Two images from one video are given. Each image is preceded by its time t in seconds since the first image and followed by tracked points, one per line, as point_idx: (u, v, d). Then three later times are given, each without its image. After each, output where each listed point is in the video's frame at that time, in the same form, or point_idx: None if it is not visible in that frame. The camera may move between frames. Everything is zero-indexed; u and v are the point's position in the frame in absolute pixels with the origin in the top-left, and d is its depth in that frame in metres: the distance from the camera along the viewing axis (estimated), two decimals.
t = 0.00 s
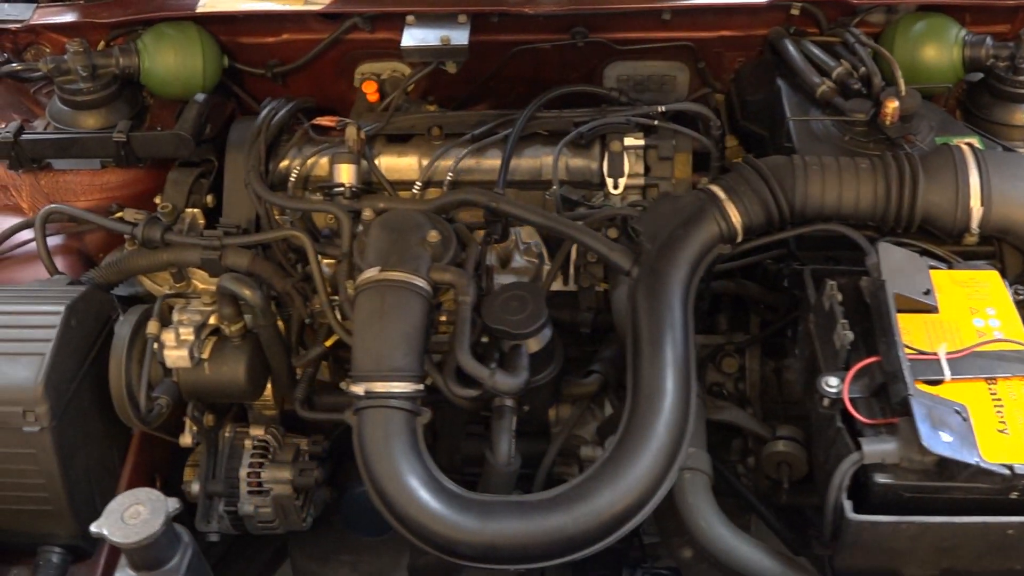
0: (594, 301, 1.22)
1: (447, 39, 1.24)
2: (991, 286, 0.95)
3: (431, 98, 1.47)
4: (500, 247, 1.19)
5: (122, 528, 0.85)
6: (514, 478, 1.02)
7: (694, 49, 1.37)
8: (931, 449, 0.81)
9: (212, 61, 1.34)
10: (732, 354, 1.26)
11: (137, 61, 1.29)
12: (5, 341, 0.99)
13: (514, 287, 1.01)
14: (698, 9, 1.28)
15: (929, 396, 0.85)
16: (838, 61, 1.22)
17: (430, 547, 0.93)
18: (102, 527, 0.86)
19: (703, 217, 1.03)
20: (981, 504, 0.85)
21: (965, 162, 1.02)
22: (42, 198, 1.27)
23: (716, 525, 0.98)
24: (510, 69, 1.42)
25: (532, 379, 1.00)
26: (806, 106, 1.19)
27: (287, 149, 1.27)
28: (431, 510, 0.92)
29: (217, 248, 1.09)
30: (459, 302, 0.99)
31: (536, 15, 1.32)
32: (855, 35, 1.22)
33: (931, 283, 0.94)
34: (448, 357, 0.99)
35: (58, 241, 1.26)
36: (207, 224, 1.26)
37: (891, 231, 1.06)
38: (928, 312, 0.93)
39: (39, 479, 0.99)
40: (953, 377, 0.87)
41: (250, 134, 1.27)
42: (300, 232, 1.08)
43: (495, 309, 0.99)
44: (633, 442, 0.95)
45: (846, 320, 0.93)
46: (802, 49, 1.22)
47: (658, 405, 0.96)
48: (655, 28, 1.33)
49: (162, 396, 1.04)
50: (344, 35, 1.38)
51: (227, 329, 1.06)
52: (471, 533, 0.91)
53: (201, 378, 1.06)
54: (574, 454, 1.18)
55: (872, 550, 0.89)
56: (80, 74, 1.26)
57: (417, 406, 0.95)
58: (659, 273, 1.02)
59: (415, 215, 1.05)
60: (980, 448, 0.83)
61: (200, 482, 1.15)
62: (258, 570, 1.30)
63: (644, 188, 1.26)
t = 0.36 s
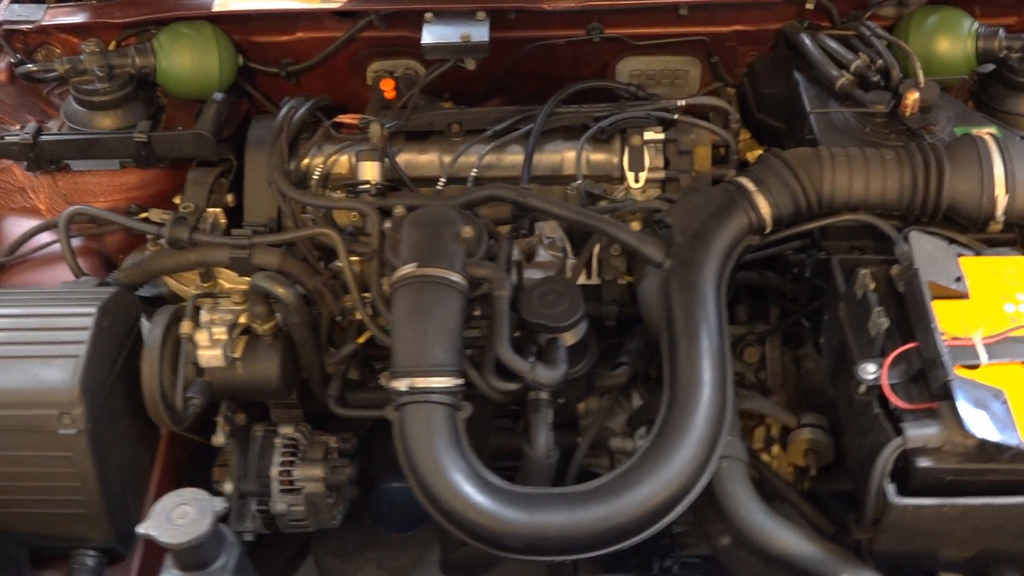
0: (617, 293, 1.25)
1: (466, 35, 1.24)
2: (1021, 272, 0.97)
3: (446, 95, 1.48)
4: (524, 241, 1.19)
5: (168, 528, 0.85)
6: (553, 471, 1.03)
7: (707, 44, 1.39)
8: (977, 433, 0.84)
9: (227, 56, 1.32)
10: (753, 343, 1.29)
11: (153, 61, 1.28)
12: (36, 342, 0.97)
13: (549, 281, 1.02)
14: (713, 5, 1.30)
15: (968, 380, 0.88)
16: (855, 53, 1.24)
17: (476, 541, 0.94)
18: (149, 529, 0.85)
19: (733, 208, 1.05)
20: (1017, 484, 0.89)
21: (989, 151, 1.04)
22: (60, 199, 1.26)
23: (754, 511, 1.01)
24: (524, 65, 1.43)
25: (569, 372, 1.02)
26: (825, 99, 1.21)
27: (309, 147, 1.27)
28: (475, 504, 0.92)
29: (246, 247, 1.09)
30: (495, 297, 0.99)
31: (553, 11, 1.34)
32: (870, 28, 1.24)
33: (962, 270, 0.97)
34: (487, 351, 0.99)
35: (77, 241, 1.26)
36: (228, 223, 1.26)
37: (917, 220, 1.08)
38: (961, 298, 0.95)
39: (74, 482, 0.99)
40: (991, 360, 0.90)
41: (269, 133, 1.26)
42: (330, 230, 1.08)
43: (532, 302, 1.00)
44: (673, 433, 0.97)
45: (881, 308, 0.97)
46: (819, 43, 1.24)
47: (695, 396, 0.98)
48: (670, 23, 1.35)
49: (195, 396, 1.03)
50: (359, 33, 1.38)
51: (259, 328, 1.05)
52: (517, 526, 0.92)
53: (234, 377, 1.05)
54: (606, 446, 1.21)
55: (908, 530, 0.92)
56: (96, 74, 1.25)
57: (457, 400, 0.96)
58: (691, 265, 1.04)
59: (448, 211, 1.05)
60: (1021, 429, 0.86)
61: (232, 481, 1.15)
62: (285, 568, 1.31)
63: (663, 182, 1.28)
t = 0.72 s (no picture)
0: (632, 283, 1.27)
1: (482, 29, 1.25)
2: None
3: (454, 90, 1.49)
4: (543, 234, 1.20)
5: (217, 519, 0.85)
6: (586, 458, 1.05)
7: (712, 37, 1.42)
8: (1011, 407, 0.90)
9: (239, 56, 1.32)
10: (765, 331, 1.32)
11: (166, 59, 1.28)
12: (70, 341, 0.98)
13: (581, 269, 1.03)
14: None
15: (995, 355, 0.92)
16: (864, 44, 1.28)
17: (519, 528, 0.95)
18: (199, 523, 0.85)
19: (757, 195, 1.07)
20: None
21: (1002, 136, 1.08)
22: (74, 199, 1.25)
23: (786, 492, 1.03)
24: (531, 59, 1.44)
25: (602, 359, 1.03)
26: (835, 88, 1.25)
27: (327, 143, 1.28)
28: (518, 491, 0.93)
29: (272, 242, 1.09)
30: (529, 286, 1.00)
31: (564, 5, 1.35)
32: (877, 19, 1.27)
33: (981, 252, 1.01)
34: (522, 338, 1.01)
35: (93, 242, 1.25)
36: (245, 220, 1.25)
37: (932, 203, 1.12)
38: (981, 278, 1.00)
39: (110, 482, 0.98)
40: (1014, 336, 0.94)
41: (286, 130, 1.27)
42: (356, 224, 1.08)
43: (565, 289, 1.01)
44: (708, 416, 0.98)
45: (907, 289, 0.99)
46: (827, 34, 1.28)
47: (728, 379, 0.99)
48: (679, 16, 1.37)
49: (228, 393, 1.03)
50: (368, 30, 1.38)
51: (289, 323, 1.05)
52: (560, 512, 0.93)
53: (265, 372, 1.05)
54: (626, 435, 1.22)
55: (937, 504, 0.96)
56: (110, 73, 1.24)
57: (496, 387, 0.97)
58: (718, 251, 1.06)
59: (477, 203, 1.06)
60: None
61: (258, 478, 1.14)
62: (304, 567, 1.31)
63: (676, 173, 1.29)
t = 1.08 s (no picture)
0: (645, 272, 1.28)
1: (494, 22, 1.27)
2: None
3: (458, 87, 1.49)
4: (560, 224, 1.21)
5: (265, 508, 0.85)
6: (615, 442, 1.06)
7: (711, 29, 1.45)
8: None
9: (247, 54, 1.32)
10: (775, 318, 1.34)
11: (175, 58, 1.27)
12: (102, 340, 0.98)
13: (608, 255, 1.05)
14: None
15: (1014, 327, 0.96)
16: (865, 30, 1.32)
17: (557, 511, 0.95)
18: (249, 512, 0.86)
19: (774, 178, 1.11)
20: None
21: (1004, 119, 1.12)
22: (86, 201, 1.23)
23: (812, 469, 1.05)
24: (534, 54, 1.46)
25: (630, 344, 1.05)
26: (838, 75, 1.28)
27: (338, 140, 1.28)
28: (556, 473, 0.94)
29: (298, 237, 1.10)
30: (559, 272, 1.02)
31: None
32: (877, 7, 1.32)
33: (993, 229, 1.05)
34: (553, 324, 1.02)
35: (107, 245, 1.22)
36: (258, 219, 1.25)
37: (939, 184, 1.15)
38: (995, 254, 1.03)
39: (142, 482, 0.97)
40: None
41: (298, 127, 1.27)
42: (382, 218, 1.09)
43: (593, 274, 1.03)
44: (737, 394, 1.00)
45: (924, 267, 1.03)
46: (828, 23, 1.32)
47: (754, 358, 1.01)
48: (679, 8, 1.40)
49: (257, 387, 1.03)
50: (374, 27, 1.39)
51: (317, 317, 1.05)
52: (598, 493, 0.93)
53: (293, 367, 1.05)
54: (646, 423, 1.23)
55: (964, 474, 0.98)
56: (119, 72, 1.23)
57: (531, 372, 0.98)
58: (738, 234, 1.08)
59: (500, 192, 1.07)
60: None
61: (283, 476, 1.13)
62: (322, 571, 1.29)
63: (683, 163, 1.31)
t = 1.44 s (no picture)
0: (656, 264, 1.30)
1: (501, 20, 1.29)
2: None
3: (460, 86, 1.50)
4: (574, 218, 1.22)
5: (311, 502, 0.85)
6: (642, 430, 1.06)
7: (707, 23, 1.47)
8: None
9: (251, 56, 1.31)
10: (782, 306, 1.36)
11: (180, 60, 1.26)
12: (132, 343, 0.97)
13: (631, 244, 1.06)
14: None
15: None
16: (864, 21, 1.38)
17: (592, 498, 0.95)
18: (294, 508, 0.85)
19: (787, 164, 1.13)
20: None
21: (1005, 101, 1.15)
22: (95, 207, 1.23)
23: (835, 447, 1.06)
24: (534, 52, 1.47)
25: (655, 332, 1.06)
26: (839, 63, 1.34)
27: (346, 139, 1.28)
28: (591, 459, 0.94)
29: (318, 235, 1.09)
30: (584, 262, 1.03)
31: None
32: None
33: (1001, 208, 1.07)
34: (580, 309, 1.04)
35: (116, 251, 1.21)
36: (269, 221, 1.24)
37: (944, 166, 1.18)
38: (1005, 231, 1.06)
39: (177, 485, 0.98)
40: None
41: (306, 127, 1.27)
42: (403, 215, 1.09)
43: (616, 261, 1.04)
44: (761, 376, 1.01)
45: (940, 245, 1.05)
46: (826, 14, 1.37)
47: (777, 339, 1.02)
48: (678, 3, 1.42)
49: (284, 387, 1.02)
50: (375, 27, 1.39)
51: (342, 314, 1.05)
52: (633, 478, 0.94)
53: (317, 366, 1.05)
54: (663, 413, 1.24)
55: (987, 447, 0.99)
56: (124, 75, 1.22)
57: (562, 361, 0.99)
58: (755, 220, 1.10)
59: (520, 185, 1.08)
60: None
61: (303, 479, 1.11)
62: None
63: (688, 155, 1.33)
